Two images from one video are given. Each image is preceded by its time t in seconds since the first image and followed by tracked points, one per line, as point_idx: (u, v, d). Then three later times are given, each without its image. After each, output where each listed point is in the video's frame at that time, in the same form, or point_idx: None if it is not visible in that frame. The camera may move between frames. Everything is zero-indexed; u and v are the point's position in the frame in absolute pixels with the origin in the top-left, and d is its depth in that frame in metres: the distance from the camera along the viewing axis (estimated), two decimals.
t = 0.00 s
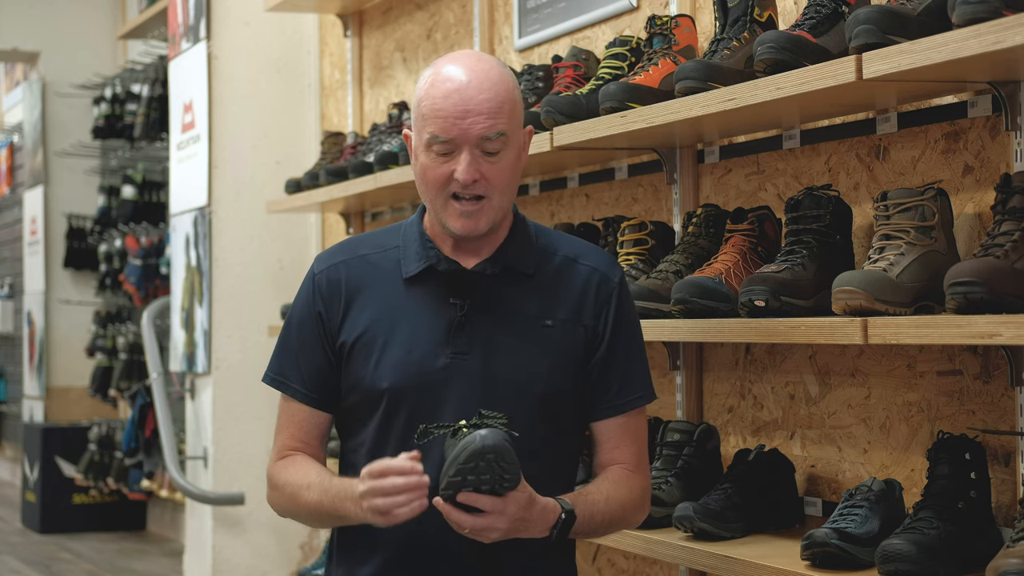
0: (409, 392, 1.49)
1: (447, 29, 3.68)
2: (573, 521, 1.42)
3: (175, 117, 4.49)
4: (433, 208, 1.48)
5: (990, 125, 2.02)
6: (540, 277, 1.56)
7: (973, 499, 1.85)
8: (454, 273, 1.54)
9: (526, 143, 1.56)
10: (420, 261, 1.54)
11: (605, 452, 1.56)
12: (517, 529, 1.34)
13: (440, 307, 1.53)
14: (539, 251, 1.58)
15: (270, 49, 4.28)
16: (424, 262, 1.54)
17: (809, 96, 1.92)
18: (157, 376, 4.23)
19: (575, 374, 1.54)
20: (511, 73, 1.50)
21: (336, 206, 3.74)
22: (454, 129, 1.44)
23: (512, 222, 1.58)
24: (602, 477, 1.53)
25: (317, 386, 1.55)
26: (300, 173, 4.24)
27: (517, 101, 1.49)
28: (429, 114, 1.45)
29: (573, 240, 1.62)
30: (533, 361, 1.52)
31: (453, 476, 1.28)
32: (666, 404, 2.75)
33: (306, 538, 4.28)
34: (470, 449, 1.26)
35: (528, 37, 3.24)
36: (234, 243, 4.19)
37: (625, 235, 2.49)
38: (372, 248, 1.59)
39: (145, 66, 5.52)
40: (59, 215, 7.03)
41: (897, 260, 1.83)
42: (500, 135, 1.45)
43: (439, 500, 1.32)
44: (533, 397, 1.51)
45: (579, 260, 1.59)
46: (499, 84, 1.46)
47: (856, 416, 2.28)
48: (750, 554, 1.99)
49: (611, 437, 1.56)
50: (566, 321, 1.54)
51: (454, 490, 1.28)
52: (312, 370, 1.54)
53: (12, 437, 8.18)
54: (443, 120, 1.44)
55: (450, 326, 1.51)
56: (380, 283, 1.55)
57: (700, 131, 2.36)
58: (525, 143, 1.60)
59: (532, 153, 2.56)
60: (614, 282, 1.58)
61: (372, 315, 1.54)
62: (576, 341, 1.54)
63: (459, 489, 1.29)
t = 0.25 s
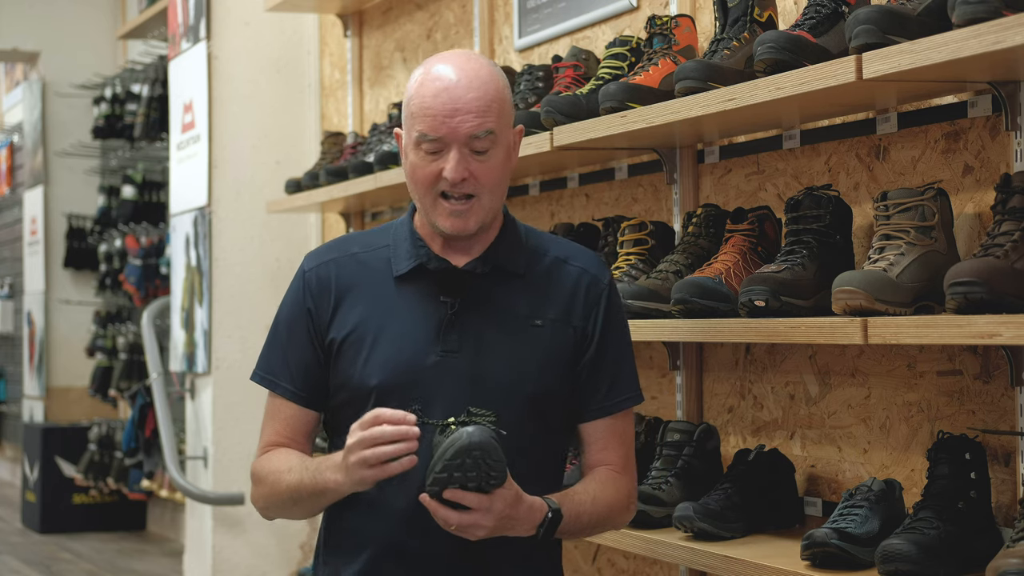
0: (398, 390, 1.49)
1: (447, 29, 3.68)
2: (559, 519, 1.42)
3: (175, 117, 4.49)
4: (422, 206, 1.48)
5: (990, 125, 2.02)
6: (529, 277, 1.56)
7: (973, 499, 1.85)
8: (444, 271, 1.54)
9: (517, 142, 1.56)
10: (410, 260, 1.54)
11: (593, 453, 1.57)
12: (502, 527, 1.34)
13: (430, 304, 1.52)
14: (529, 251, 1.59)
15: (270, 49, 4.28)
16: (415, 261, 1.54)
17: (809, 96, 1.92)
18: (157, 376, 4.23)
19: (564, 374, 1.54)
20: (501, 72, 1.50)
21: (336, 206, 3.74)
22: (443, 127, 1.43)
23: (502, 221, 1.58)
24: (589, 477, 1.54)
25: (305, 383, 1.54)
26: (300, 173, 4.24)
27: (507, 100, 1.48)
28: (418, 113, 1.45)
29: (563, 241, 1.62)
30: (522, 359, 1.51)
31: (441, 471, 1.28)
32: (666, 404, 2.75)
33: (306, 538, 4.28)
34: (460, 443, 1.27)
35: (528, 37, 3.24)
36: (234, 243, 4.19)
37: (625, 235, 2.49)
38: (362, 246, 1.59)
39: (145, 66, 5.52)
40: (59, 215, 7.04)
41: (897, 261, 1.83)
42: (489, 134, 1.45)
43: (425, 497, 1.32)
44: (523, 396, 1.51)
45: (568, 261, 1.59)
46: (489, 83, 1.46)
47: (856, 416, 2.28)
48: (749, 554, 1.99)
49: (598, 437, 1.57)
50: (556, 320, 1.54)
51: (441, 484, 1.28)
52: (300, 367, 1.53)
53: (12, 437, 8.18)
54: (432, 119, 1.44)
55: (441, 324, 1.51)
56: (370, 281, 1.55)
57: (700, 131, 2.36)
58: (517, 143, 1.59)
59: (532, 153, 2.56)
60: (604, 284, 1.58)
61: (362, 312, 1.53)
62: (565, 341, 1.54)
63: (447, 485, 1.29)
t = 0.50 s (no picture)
0: (388, 390, 1.49)
1: (447, 29, 3.68)
2: (550, 519, 1.42)
3: (175, 118, 4.49)
4: (413, 206, 1.48)
5: (990, 125, 2.02)
6: (520, 278, 1.56)
7: (973, 499, 1.85)
8: (435, 271, 1.54)
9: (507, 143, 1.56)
10: (401, 261, 1.54)
11: (581, 455, 1.57)
12: (494, 525, 1.34)
13: (420, 305, 1.52)
14: (519, 253, 1.59)
15: (270, 49, 4.28)
16: (405, 261, 1.54)
17: (809, 96, 1.92)
18: (157, 376, 4.23)
19: (554, 375, 1.54)
20: (491, 73, 1.50)
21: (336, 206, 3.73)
22: (434, 127, 1.43)
23: (493, 223, 1.58)
24: (578, 479, 1.54)
25: (294, 383, 1.54)
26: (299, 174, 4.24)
27: (498, 101, 1.49)
28: (409, 113, 1.45)
29: (553, 243, 1.62)
30: (512, 360, 1.51)
31: (431, 469, 1.27)
32: (666, 404, 2.75)
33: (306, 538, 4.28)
34: (449, 440, 1.26)
35: (528, 37, 3.24)
36: (234, 243, 4.19)
37: (625, 235, 2.49)
38: (352, 247, 1.59)
39: (145, 66, 5.52)
40: (59, 215, 7.03)
41: (897, 261, 1.83)
42: (480, 134, 1.45)
43: (417, 493, 1.31)
44: (513, 397, 1.51)
45: (558, 263, 1.60)
46: (480, 83, 1.46)
47: (856, 416, 2.28)
48: (749, 554, 1.99)
49: (587, 440, 1.57)
50: (546, 322, 1.54)
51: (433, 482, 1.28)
52: (290, 367, 1.53)
53: (12, 437, 8.18)
54: (423, 119, 1.44)
55: (431, 324, 1.51)
56: (360, 281, 1.55)
57: (700, 131, 2.35)
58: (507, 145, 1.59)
59: (532, 153, 2.56)
60: (594, 286, 1.59)
61: (352, 313, 1.53)
62: (555, 342, 1.54)
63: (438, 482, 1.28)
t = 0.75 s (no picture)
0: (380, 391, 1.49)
1: (447, 29, 3.68)
2: (544, 520, 1.42)
3: (175, 118, 4.49)
4: (406, 209, 1.48)
5: (990, 125, 2.02)
6: (511, 280, 1.56)
7: (973, 499, 1.85)
8: (427, 272, 1.53)
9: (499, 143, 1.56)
10: (393, 261, 1.54)
11: (572, 457, 1.57)
12: (488, 526, 1.34)
13: (413, 306, 1.52)
14: (510, 254, 1.59)
15: (270, 49, 4.28)
16: (397, 262, 1.53)
17: (808, 96, 1.92)
18: (157, 376, 4.23)
19: (545, 376, 1.54)
20: (485, 75, 1.50)
21: (336, 206, 3.73)
22: (427, 129, 1.43)
23: (485, 224, 1.58)
24: (570, 481, 1.54)
25: (286, 383, 1.53)
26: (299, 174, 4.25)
27: (491, 103, 1.49)
28: (403, 115, 1.45)
29: (544, 244, 1.62)
30: (504, 362, 1.51)
31: (424, 468, 1.27)
32: (666, 404, 2.75)
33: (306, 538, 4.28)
34: (440, 439, 1.26)
35: (528, 37, 3.24)
36: (234, 243, 4.19)
37: (625, 235, 2.49)
38: (344, 247, 1.58)
39: (145, 66, 5.52)
40: (59, 215, 7.03)
41: (897, 261, 1.83)
42: (474, 136, 1.45)
43: (411, 493, 1.32)
44: (505, 398, 1.51)
45: (550, 264, 1.60)
46: (473, 86, 1.46)
47: (856, 416, 2.28)
48: (750, 554, 1.99)
49: (578, 441, 1.58)
50: (538, 323, 1.54)
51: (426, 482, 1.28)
52: (281, 367, 1.53)
53: (12, 437, 8.18)
54: (416, 121, 1.44)
55: (423, 325, 1.51)
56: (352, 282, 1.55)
57: (700, 131, 2.35)
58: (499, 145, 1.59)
59: (532, 153, 2.56)
60: (586, 287, 1.59)
61: (344, 314, 1.53)
62: (547, 344, 1.54)
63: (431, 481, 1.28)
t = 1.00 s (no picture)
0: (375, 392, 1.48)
1: (447, 29, 3.68)
2: (541, 521, 1.42)
3: (175, 118, 4.49)
4: (403, 213, 1.48)
5: (990, 125, 2.02)
6: (506, 281, 1.56)
7: (973, 499, 1.85)
8: (422, 273, 1.53)
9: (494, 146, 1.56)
10: (387, 262, 1.54)
11: (566, 458, 1.58)
12: (485, 526, 1.34)
13: (407, 307, 1.52)
14: (505, 255, 1.59)
15: (270, 49, 4.28)
16: (392, 263, 1.53)
17: (808, 97, 1.92)
18: (157, 376, 4.23)
19: (540, 378, 1.54)
20: (480, 78, 1.50)
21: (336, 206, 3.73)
22: (424, 134, 1.43)
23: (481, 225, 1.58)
24: (565, 482, 1.54)
25: (280, 384, 1.53)
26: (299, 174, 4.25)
27: (487, 106, 1.49)
28: (399, 119, 1.45)
29: (538, 245, 1.63)
30: (498, 363, 1.51)
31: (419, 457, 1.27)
32: (666, 405, 2.75)
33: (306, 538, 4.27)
34: (432, 424, 1.26)
35: (528, 37, 3.24)
36: (234, 243, 4.19)
37: (625, 235, 2.49)
38: (339, 248, 1.58)
39: (145, 66, 5.52)
40: (59, 215, 7.03)
41: (897, 260, 1.83)
42: (470, 141, 1.45)
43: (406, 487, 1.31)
44: (500, 400, 1.51)
45: (545, 265, 1.60)
46: (470, 90, 1.46)
47: (856, 416, 2.28)
48: (750, 554, 1.99)
49: (572, 443, 1.58)
50: (533, 325, 1.55)
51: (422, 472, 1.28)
52: (275, 368, 1.53)
53: (12, 437, 8.18)
54: (413, 125, 1.44)
55: (418, 326, 1.51)
56: (347, 282, 1.55)
57: (700, 131, 2.35)
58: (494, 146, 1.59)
59: (532, 153, 2.56)
60: (580, 289, 1.59)
61: (339, 315, 1.53)
62: (542, 345, 1.54)
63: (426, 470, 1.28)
